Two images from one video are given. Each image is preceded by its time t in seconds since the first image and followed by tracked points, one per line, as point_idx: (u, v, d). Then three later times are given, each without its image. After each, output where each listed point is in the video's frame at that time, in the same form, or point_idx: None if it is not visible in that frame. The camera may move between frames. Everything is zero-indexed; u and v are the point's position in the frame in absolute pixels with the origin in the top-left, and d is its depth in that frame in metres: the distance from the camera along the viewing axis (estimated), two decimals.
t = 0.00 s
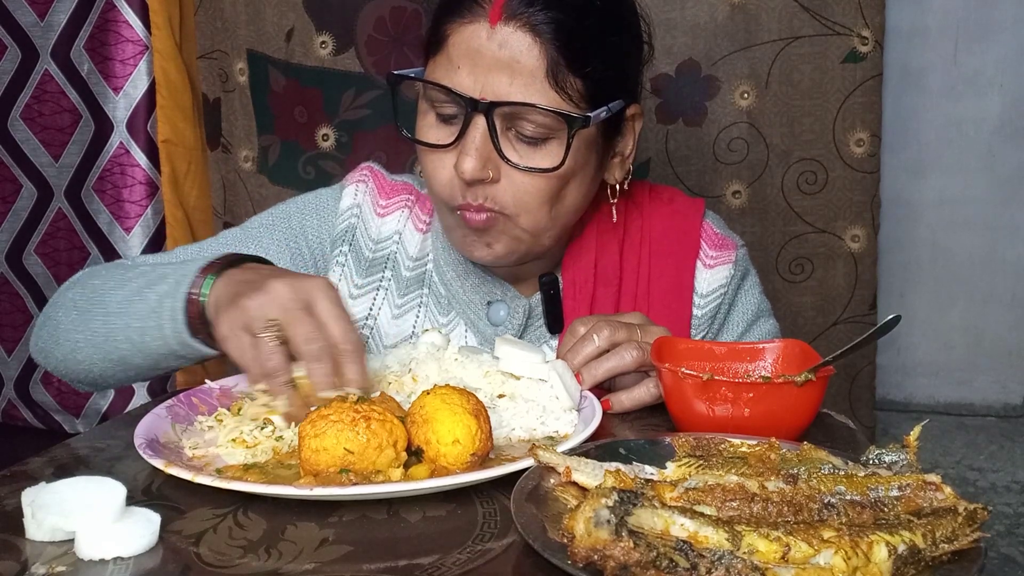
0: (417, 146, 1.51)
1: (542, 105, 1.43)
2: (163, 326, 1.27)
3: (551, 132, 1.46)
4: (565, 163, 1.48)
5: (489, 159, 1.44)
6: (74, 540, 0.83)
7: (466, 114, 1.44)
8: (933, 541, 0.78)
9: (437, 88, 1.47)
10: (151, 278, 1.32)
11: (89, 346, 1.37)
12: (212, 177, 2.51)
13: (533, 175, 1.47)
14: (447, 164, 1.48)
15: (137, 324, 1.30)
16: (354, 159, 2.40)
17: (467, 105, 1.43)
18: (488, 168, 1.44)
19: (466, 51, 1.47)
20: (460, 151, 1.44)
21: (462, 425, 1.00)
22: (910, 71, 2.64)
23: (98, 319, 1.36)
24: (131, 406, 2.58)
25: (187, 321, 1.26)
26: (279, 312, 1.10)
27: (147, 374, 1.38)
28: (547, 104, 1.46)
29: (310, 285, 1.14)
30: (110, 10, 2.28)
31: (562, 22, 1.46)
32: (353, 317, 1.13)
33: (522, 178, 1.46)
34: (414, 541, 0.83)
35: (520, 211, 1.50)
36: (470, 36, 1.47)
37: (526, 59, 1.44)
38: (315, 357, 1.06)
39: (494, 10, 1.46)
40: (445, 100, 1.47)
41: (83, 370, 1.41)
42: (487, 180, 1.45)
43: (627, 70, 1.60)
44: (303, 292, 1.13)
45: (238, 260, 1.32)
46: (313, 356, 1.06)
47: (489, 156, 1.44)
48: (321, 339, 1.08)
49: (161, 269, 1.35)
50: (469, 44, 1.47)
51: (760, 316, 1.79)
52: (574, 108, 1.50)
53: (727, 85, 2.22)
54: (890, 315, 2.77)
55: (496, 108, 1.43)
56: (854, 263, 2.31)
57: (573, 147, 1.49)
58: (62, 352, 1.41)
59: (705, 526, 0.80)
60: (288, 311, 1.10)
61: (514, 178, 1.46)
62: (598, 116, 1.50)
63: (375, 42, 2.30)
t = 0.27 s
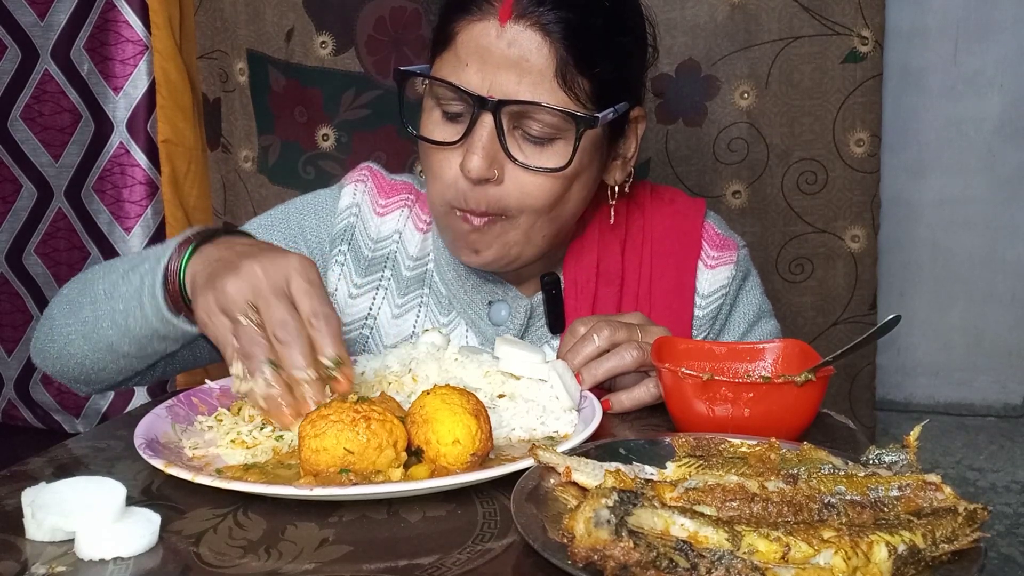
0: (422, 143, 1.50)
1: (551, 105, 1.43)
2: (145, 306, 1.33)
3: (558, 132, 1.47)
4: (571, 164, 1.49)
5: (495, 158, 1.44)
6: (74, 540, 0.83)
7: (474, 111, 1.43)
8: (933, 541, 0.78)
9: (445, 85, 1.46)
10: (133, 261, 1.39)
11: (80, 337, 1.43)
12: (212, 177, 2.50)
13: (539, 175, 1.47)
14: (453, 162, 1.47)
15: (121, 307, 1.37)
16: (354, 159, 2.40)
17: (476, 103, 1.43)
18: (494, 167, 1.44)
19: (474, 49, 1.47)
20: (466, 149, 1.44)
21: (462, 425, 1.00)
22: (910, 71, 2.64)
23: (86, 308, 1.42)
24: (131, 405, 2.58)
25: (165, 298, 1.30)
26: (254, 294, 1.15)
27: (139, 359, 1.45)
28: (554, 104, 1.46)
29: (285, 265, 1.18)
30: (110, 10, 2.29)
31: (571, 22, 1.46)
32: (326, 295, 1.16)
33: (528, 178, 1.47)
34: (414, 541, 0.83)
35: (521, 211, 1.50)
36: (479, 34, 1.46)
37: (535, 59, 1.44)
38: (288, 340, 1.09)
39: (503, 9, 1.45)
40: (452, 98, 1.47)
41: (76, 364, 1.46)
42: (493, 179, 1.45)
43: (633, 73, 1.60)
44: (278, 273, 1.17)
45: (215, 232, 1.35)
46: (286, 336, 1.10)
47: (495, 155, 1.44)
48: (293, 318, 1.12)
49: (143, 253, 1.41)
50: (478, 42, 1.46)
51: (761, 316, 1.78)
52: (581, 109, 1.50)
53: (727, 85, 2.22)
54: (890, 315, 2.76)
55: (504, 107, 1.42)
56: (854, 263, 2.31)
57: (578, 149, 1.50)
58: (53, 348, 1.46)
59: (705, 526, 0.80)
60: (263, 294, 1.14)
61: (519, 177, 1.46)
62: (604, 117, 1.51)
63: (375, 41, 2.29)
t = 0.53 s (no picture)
0: (419, 141, 1.51)
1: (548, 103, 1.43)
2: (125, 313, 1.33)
3: (556, 130, 1.47)
4: (569, 162, 1.49)
5: (492, 156, 1.44)
6: (74, 540, 0.83)
7: (472, 110, 1.44)
8: (933, 541, 0.78)
9: (442, 84, 1.46)
10: (120, 267, 1.40)
11: (68, 342, 1.43)
12: (212, 177, 2.51)
13: (537, 173, 1.47)
14: (449, 161, 1.47)
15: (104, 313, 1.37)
16: (354, 159, 2.40)
17: (473, 102, 1.43)
18: (491, 166, 1.44)
19: (472, 48, 1.46)
20: (463, 148, 1.44)
21: (462, 425, 1.00)
22: (910, 71, 2.64)
23: (71, 315, 1.42)
24: (131, 405, 2.58)
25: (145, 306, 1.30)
26: (217, 323, 1.12)
27: (125, 367, 1.44)
28: (552, 102, 1.46)
29: (256, 300, 1.17)
30: (110, 10, 2.29)
31: (568, 21, 1.46)
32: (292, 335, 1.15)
33: (525, 176, 1.47)
34: (414, 541, 0.83)
35: (521, 210, 1.49)
36: (476, 34, 1.46)
37: (531, 58, 1.44)
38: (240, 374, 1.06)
39: (500, 9, 1.46)
40: (449, 97, 1.47)
41: (66, 371, 1.46)
42: (490, 178, 1.45)
43: (632, 71, 1.60)
44: (246, 308, 1.15)
45: (198, 240, 1.34)
46: (238, 375, 1.07)
47: (492, 154, 1.44)
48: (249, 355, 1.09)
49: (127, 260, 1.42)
50: (476, 42, 1.46)
51: (761, 314, 1.78)
52: (578, 107, 1.50)
53: (727, 85, 2.22)
54: (890, 315, 2.76)
55: (501, 105, 1.42)
56: (854, 263, 2.31)
57: (576, 146, 1.50)
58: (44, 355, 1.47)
59: (705, 526, 0.80)
60: (226, 327, 1.11)
61: (516, 176, 1.46)
62: (602, 116, 1.51)
63: (375, 41, 2.29)
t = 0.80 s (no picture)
0: (418, 144, 1.51)
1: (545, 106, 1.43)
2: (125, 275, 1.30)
3: (553, 133, 1.46)
4: (566, 164, 1.48)
5: (490, 159, 1.43)
6: (74, 540, 0.83)
7: (469, 113, 1.43)
8: (933, 541, 0.78)
9: (440, 87, 1.46)
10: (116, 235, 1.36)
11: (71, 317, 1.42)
12: (212, 177, 2.51)
13: (534, 175, 1.47)
14: (449, 163, 1.48)
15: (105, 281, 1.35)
16: (354, 159, 2.40)
17: (471, 105, 1.43)
18: (489, 169, 1.44)
19: (469, 52, 1.47)
20: (462, 151, 1.44)
21: (462, 425, 1.00)
22: (910, 71, 2.63)
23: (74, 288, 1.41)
24: (131, 405, 2.58)
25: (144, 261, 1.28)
26: (234, 262, 1.09)
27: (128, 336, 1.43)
28: (549, 105, 1.46)
29: (266, 238, 1.12)
30: (110, 10, 2.29)
31: (565, 24, 1.46)
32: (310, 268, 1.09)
33: (523, 179, 1.47)
34: (414, 541, 0.83)
35: (519, 211, 1.49)
36: (473, 37, 1.47)
37: (529, 61, 1.44)
38: (270, 306, 1.03)
39: (497, 12, 1.46)
40: (448, 100, 1.47)
41: (70, 348, 1.46)
42: (488, 180, 1.45)
43: (630, 72, 1.60)
44: (257, 243, 1.11)
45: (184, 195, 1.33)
46: (270, 307, 1.03)
47: (490, 156, 1.43)
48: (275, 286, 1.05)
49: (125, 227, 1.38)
50: (474, 45, 1.46)
51: (762, 313, 1.78)
52: (575, 110, 1.50)
53: (727, 85, 2.22)
54: (890, 315, 2.76)
55: (499, 108, 1.42)
56: (854, 263, 2.31)
57: (574, 148, 1.50)
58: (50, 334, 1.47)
59: (705, 526, 0.80)
60: (243, 263, 1.09)
61: (515, 178, 1.46)
62: (600, 118, 1.51)
63: (375, 42, 2.29)
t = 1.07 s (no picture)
0: (416, 147, 1.51)
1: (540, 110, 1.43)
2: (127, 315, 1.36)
3: (549, 136, 1.46)
4: (562, 167, 1.48)
5: (487, 162, 1.44)
6: (74, 540, 0.83)
7: (465, 117, 1.44)
8: (933, 541, 0.78)
9: (436, 92, 1.46)
10: (123, 266, 1.41)
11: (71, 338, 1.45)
12: (212, 177, 2.48)
13: (531, 177, 1.47)
14: (447, 166, 1.48)
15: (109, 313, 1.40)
16: (354, 159, 2.40)
17: (466, 109, 1.43)
18: (486, 171, 1.44)
19: (464, 55, 1.47)
20: (459, 154, 1.44)
21: (462, 425, 1.00)
22: (910, 71, 2.64)
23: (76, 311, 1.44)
24: (131, 406, 2.58)
25: (144, 306, 1.36)
26: (219, 335, 1.21)
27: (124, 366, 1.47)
28: (544, 109, 1.46)
29: (254, 308, 1.22)
30: (110, 10, 2.29)
31: (560, 27, 1.46)
32: (294, 337, 1.19)
33: (520, 181, 1.47)
34: (414, 541, 0.83)
35: (518, 212, 1.49)
36: (468, 40, 1.47)
37: (523, 64, 1.44)
38: (243, 371, 1.13)
39: (491, 15, 1.46)
40: (444, 104, 1.47)
41: (67, 365, 1.48)
42: (486, 183, 1.45)
43: (627, 72, 1.60)
44: (244, 316, 1.22)
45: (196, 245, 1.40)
46: (245, 377, 1.13)
47: (487, 159, 1.44)
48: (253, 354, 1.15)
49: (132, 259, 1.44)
50: (469, 47, 1.46)
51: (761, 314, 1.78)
52: (571, 113, 1.50)
53: (727, 85, 2.22)
54: (890, 315, 2.76)
55: (494, 112, 1.42)
56: (854, 263, 2.31)
57: (570, 151, 1.49)
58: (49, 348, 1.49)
59: (705, 526, 0.80)
60: (228, 334, 1.19)
61: (512, 181, 1.46)
62: (596, 120, 1.50)
63: (375, 41, 2.29)
